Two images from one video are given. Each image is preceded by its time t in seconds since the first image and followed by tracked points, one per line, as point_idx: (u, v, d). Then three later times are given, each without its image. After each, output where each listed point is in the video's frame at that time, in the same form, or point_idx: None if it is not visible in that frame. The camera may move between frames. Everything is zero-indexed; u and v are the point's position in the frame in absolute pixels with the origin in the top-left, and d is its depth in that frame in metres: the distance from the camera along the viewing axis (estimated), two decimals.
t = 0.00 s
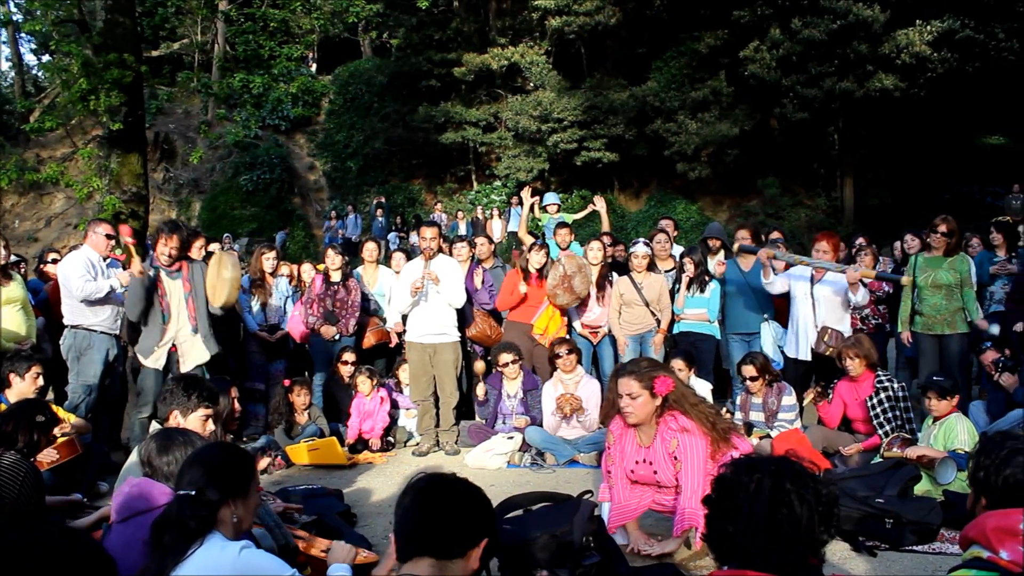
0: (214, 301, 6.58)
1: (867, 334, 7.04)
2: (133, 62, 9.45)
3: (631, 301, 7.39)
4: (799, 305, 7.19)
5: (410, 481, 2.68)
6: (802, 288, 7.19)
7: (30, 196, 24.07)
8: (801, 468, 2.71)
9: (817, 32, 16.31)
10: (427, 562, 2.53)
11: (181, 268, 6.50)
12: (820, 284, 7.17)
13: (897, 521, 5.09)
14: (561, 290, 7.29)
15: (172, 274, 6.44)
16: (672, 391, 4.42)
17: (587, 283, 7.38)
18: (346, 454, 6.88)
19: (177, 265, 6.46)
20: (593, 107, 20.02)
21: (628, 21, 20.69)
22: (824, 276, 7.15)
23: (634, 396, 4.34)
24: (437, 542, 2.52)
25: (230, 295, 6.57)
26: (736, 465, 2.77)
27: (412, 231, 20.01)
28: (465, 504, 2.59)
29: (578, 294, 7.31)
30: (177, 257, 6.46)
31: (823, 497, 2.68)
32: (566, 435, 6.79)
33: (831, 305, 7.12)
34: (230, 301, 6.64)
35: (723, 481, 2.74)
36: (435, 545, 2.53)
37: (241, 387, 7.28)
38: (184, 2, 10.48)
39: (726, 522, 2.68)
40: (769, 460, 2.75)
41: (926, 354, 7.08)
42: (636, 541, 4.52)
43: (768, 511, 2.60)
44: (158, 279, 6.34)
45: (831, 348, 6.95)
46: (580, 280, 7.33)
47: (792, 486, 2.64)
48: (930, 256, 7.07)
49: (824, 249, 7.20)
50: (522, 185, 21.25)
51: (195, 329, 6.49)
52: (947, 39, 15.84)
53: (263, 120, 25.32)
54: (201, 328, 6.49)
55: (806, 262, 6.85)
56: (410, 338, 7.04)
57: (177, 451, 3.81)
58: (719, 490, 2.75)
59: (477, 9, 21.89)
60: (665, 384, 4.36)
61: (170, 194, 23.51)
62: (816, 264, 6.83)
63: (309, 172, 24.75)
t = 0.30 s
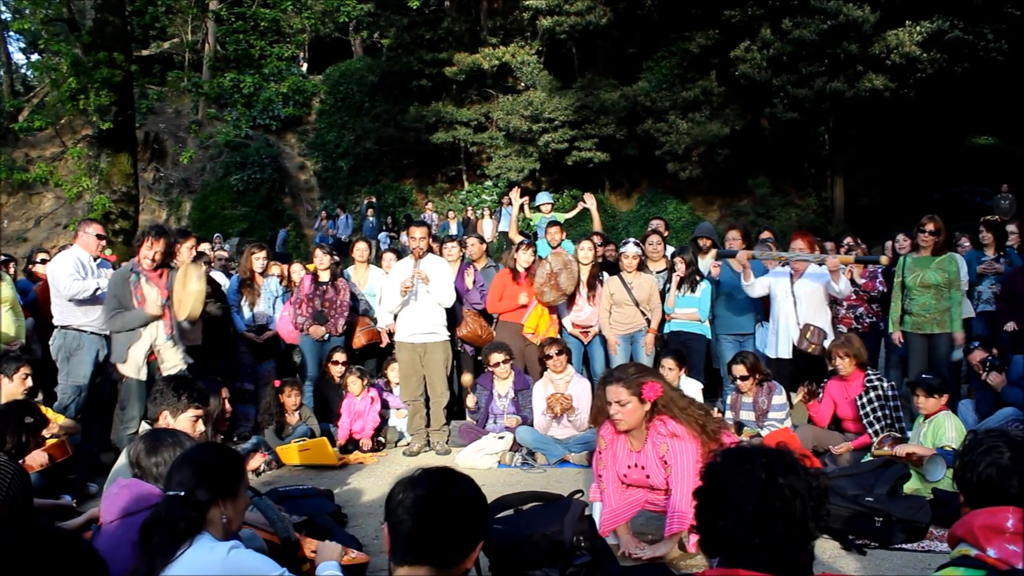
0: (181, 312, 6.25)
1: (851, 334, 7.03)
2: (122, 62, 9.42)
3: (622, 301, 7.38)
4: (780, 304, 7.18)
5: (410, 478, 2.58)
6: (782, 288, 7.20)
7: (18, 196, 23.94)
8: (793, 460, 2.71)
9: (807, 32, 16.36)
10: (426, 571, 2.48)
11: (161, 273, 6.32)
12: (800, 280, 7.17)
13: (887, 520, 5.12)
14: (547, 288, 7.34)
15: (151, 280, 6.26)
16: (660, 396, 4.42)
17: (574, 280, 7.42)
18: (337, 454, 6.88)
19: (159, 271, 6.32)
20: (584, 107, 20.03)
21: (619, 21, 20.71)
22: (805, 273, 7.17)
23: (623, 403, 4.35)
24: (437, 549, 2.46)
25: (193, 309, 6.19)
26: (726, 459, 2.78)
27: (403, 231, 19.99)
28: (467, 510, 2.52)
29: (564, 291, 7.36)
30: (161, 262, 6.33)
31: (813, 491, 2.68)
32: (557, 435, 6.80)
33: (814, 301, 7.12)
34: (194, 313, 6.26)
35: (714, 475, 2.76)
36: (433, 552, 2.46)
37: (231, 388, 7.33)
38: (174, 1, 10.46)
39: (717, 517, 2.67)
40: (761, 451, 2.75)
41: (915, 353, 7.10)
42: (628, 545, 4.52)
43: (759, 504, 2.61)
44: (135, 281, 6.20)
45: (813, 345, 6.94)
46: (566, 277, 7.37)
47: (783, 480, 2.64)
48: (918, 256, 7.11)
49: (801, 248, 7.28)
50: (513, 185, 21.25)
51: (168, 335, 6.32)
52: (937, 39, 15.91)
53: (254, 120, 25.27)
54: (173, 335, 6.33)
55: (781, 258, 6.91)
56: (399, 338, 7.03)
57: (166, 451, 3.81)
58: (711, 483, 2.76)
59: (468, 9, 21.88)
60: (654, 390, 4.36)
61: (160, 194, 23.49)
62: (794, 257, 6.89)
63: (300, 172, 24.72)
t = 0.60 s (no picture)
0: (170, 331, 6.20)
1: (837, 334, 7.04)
2: (109, 61, 9.38)
3: (611, 301, 7.39)
4: (761, 303, 7.14)
5: (392, 479, 2.56)
6: (763, 287, 7.16)
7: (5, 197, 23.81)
8: (778, 464, 2.72)
9: (795, 32, 16.43)
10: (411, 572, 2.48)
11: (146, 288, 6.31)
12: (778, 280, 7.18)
13: (874, 518, 5.15)
14: (534, 288, 7.35)
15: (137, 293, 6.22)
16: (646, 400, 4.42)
17: (561, 280, 7.44)
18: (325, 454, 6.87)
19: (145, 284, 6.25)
20: (572, 107, 20.04)
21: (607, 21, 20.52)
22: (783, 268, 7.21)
23: (611, 409, 4.34)
24: (419, 554, 2.46)
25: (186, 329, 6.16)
26: (716, 463, 2.78)
27: (391, 231, 19.97)
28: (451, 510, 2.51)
29: (552, 292, 7.37)
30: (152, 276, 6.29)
31: (800, 492, 2.69)
32: (547, 435, 6.80)
33: (795, 296, 7.15)
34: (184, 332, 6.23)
35: (703, 479, 2.75)
36: (415, 555, 2.46)
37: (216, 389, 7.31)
38: (161, 1, 10.42)
39: (705, 518, 2.68)
40: (747, 457, 2.76)
41: (902, 352, 7.13)
42: (615, 548, 4.50)
43: (748, 507, 2.61)
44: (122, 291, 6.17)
45: (795, 342, 7.00)
46: (553, 277, 7.39)
47: (768, 482, 2.65)
48: (905, 256, 7.14)
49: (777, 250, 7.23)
50: (501, 185, 21.25)
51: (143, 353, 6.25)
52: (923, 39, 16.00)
53: (242, 120, 25.19)
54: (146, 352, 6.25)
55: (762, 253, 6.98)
56: (388, 338, 7.02)
57: (153, 453, 3.79)
58: (699, 486, 2.76)
59: (456, 9, 21.86)
60: (641, 394, 4.35)
61: (148, 194, 23.42)
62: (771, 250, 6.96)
63: (288, 172, 24.67)
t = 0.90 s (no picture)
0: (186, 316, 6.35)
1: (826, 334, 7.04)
2: (99, 61, 9.34)
3: (601, 301, 7.39)
4: (747, 302, 7.18)
5: (368, 478, 2.55)
6: (748, 286, 7.22)
7: None
8: (767, 461, 2.72)
9: (785, 33, 16.48)
10: None
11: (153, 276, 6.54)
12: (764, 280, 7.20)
13: (864, 517, 5.16)
14: (524, 288, 7.37)
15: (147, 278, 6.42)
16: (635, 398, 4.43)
17: (551, 279, 7.45)
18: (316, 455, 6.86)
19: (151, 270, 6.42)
20: (563, 107, 20.06)
21: (598, 22, 20.77)
22: (769, 268, 7.21)
23: (601, 408, 4.35)
24: (398, 562, 2.48)
25: (209, 312, 6.40)
26: (705, 460, 2.77)
27: (383, 232, 19.97)
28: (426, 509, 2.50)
29: (541, 291, 7.39)
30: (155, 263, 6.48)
31: (790, 489, 2.69)
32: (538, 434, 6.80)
33: (779, 296, 7.15)
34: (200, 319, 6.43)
35: (692, 477, 2.74)
36: (395, 559, 2.48)
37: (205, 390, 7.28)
38: (151, 1, 10.41)
39: (695, 517, 2.69)
40: (736, 453, 2.75)
41: (892, 352, 7.15)
42: (605, 548, 4.41)
43: (737, 506, 2.61)
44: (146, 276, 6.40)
45: (781, 341, 7.02)
46: (543, 277, 7.39)
47: (758, 479, 2.65)
48: (895, 255, 7.17)
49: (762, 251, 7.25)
50: (492, 186, 21.26)
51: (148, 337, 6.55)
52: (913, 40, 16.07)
53: (233, 120, 25.14)
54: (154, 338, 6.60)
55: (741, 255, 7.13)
56: (379, 339, 7.02)
57: (143, 454, 3.78)
58: (687, 485, 2.75)
59: (447, 9, 21.84)
60: (631, 392, 4.36)
61: (138, 194, 23.38)
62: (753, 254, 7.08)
63: (279, 172, 24.61)
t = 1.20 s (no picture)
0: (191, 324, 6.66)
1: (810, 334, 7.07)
2: (84, 60, 9.29)
3: (588, 302, 7.39)
4: (730, 303, 7.19)
5: (350, 480, 2.56)
6: (731, 287, 7.22)
7: None
8: (752, 462, 2.72)
9: (772, 34, 16.55)
10: None
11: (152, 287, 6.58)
12: (745, 280, 7.21)
13: (850, 517, 5.21)
14: (511, 289, 7.41)
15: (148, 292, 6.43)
16: (620, 384, 4.42)
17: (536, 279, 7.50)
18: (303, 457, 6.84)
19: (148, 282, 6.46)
20: (551, 108, 20.09)
21: (586, 23, 20.83)
22: (750, 268, 7.21)
23: (585, 394, 4.37)
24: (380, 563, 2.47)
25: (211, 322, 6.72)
26: (692, 462, 2.77)
27: (370, 233, 19.96)
28: (405, 512, 2.49)
29: (528, 291, 7.44)
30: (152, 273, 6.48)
31: (776, 490, 2.70)
32: (525, 435, 6.81)
33: (762, 296, 7.16)
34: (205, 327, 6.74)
35: (678, 478, 2.74)
36: (378, 561, 2.48)
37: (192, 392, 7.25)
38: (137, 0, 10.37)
39: (681, 518, 2.69)
40: (722, 454, 2.76)
41: (877, 352, 7.19)
42: (587, 539, 4.55)
43: (722, 507, 2.62)
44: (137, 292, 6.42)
45: (765, 341, 7.06)
46: (529, 277, 7.44)
47: (745, 480, 2.66)
48: (880, 257, 7.20)
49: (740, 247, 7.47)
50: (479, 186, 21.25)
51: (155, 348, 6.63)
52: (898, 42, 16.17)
53: (219, 120, 25.05)
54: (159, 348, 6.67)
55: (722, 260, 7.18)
56: (366, 339, 7.00)
57: (130, 456, 3.77)
58: (673, 485, 2.76)
59: (435, 9, 21.82)
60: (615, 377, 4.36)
61: (124, 194, 23.27)
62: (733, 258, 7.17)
63: (266, 172, 24.53)
